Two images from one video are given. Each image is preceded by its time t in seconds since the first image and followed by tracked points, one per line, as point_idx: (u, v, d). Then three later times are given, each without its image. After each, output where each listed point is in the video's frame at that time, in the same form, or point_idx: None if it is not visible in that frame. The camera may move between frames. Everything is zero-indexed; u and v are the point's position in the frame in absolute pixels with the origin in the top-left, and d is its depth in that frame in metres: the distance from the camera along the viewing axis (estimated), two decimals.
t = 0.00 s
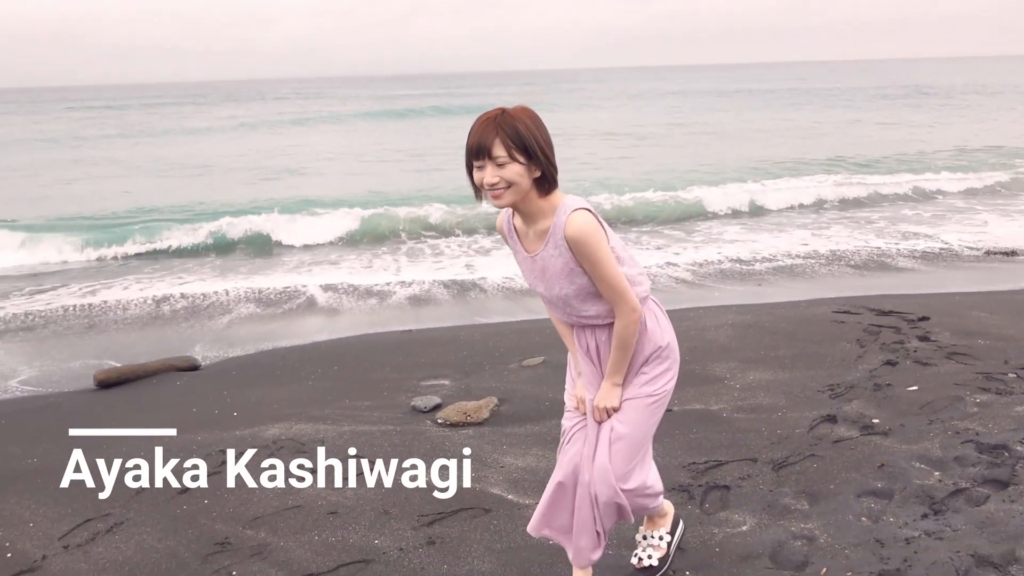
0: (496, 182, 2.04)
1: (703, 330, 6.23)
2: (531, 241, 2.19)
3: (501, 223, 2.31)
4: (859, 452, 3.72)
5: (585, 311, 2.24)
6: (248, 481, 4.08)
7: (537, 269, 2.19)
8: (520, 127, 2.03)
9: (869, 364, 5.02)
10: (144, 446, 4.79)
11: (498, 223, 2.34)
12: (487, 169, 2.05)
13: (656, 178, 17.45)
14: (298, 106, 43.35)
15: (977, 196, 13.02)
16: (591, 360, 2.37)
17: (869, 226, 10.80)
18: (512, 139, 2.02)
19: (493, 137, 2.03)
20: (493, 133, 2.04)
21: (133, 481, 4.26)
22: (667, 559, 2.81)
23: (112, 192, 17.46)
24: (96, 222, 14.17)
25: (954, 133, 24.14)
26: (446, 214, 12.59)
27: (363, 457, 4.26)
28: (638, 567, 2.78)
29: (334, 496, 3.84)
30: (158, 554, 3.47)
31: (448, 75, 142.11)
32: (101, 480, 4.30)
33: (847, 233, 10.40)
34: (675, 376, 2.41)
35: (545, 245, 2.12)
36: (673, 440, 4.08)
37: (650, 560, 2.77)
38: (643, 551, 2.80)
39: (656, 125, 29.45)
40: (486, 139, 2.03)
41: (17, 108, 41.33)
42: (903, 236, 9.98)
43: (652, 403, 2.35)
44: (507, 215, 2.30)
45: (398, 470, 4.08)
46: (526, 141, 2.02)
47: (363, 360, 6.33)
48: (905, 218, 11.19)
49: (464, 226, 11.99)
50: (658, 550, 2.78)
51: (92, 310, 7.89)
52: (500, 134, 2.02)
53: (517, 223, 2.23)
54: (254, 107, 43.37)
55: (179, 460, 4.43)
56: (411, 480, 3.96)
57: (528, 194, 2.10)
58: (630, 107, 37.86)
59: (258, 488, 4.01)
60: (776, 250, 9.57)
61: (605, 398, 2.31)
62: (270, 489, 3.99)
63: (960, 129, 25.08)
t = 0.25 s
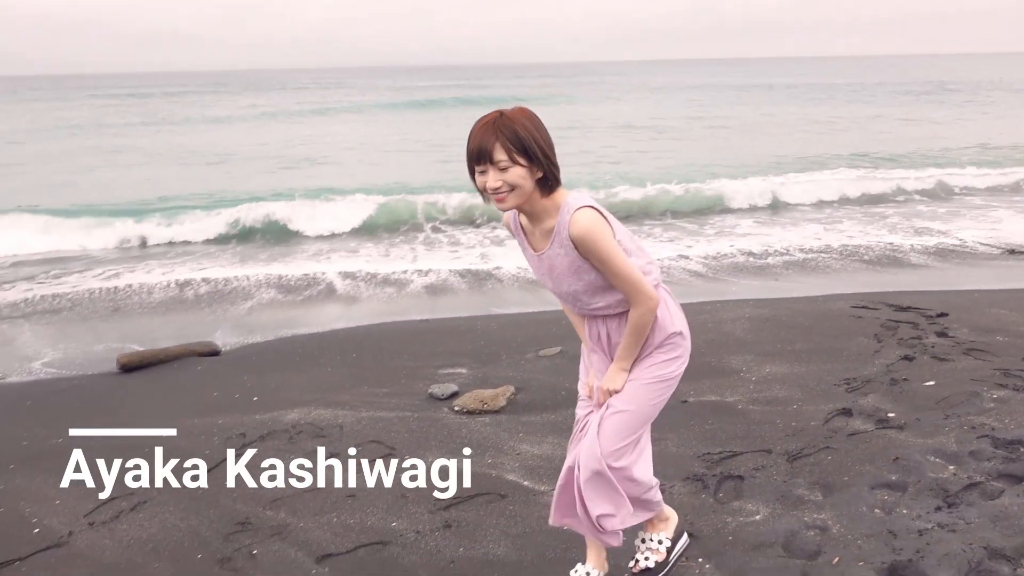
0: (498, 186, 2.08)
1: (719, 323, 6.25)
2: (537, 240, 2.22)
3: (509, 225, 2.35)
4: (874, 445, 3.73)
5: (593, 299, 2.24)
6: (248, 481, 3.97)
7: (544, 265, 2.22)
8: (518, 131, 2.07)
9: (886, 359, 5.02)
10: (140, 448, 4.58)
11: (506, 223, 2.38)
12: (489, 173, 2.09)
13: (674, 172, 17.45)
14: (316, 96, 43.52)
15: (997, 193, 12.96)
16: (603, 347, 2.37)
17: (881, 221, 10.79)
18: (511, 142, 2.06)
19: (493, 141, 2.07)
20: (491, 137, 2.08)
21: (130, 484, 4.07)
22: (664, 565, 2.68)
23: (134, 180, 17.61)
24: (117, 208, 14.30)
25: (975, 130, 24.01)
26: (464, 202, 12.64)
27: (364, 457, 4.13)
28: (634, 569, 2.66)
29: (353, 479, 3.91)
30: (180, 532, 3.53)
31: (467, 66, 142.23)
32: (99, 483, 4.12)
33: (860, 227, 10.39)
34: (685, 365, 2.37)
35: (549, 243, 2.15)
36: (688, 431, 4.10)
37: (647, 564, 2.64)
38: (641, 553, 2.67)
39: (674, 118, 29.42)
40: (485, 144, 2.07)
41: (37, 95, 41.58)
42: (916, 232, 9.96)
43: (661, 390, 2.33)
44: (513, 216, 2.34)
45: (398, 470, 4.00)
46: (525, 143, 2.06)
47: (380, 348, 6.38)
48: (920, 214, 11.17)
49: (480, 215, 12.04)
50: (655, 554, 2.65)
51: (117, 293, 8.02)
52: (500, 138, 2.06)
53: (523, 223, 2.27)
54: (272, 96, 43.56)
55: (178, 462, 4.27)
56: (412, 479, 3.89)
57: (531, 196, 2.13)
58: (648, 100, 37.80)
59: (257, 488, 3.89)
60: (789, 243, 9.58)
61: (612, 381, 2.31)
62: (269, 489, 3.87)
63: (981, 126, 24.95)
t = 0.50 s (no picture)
0: (508, 182, 2.10)
1: (737, 313, 6.26)
2: (549, 229, 2.25)
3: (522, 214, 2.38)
4: (890, 434, 3.75)
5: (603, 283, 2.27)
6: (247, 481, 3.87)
7: (555, 254, 2.25)
8: (523, 124, 2.08)
9: (904, 349, 5.02)
10: (140, 447, 4.47)
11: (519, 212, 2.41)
12: (499, 170, 2.11)
13: (690, 162, 17.42)
14: (332, 86, 43.64)
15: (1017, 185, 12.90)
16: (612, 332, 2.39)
17: (893, 211, 10.77)
18: (517, 137, 2.07)
19: (500, 138, 2.08)
20: (497, 132, 2.09)
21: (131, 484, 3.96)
22: None
23: (153, 169, 17.72)
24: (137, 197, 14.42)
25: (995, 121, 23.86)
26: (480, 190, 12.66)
27: (364, 458, 4.02)
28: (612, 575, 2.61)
29: (373, 465, 3.96)
30: (204, 514, 3.59)
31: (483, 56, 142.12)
32: (99, 482, 3.99)
33: (875, 218, 10.36)
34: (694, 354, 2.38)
35: (561, 233, 2.18)
36: (705, 420, 4.13)
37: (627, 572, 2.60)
38: (621, 561, 2.63)
39: (691, 108, 29.34)
40: (492, 141, 2.08)
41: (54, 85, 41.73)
42: (929, 222, 9.93)
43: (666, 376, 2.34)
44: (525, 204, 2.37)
45: (397, 470, 3.91)
46: (531, 137, 2.07)
47: (398, 337, 6.42)
48: (938, 204, 11.13)
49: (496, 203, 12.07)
50: (637, 564, 2.62)
51: (142, 279, 8.13)
52: (506, 134, 2.07)
53: (535, 212, 2.30)
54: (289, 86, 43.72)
55: (179, 461, 4.16)
56: (411, 479, 3.81)
57: (542, 189, 2.16)
58: (664, 91, 37.70)
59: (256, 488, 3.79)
60: (801, 233, 9.58)
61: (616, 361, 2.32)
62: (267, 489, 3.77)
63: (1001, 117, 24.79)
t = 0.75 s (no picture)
0: (524, 173, 2.12)
1: (755, 302, 6.26)
2: (564, 212, 2.27)
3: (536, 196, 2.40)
4: (909, 422, 3.76)
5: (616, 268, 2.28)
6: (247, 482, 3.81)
7: (568, 238, 2.27)
8: (534, 113, 2.08)
9: (923, 338, 5.02)
10: (140, 447, 4.37)
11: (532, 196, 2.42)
12: (513, 160, 2.12)
13: (707, 151, 17.37)
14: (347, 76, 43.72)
15: None
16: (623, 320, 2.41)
17: (906, 198, 10.73)
18: (528, 128, 2.07)
19: (512, 129, 2.08)
20: (508, 123, 2.10)
21: (128, 486, 3.87)
22: None
23: (171, 160, 17.82)
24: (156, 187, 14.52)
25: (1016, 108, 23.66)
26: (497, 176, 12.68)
27: (364, 458, 3.93)
28: None
29: (393, 452, 4.01)
30: (227, 500, 3.65)
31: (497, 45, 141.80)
32: (96, 484, 3.91)
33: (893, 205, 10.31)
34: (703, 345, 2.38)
35: (576, 216, 2.20)
36: (723, 408, 4.14)
37: None
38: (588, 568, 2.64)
39: (707, 97, 29.24)
40: (503, 132, 2.08)
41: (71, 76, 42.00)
42: (948, 209, 9.89)
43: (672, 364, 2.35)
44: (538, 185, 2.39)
45: (397, 469, 3.82)
46: (543, 128, 2.07)
47: (417, 326, 6.46)
48: (957, 192, 11.07)
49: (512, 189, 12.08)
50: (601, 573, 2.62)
51: (165, 267, 8.22)
52: (517, 126, 2.07)
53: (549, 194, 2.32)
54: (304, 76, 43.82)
55: (177, 462, 4.08)
56: (411, 480, 3.72)
57: (557, 175, 2.17)
58: (680, 79, 37.55)
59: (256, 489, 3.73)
60: (819, 221, 9.56)
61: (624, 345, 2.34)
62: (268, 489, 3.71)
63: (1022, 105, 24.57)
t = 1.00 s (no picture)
0: (540, 161, 2.13)
1: (771, 294, 6.26)
2: (576, 196, 2.29)
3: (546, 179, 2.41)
4: (926, 414, 3.76)
5: (627, 258, 2.31)
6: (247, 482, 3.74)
7: (580, 223, 2.29)
8: (550, 100, 2.08)
9: (941, 331, 5.01)
10: (139, 447, 4.28)
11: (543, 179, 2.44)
12: (529, 149, 2.13)
13: (723, 143, 17.32)
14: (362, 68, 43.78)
15: None
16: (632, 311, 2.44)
17: (921, 189, 10.69)
18: (542, 115, 2.07)
19: (526, 117, 2.08)
20: (523, 110, 2.10)
21: (128, 486, 3.81)
22: None
23: (188, 151, 17.91)
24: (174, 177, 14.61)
25: None
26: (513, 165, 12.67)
27: (364, 458, 3.85)
28: None
29: (412, 441, 4.05)
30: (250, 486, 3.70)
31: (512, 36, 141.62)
32: (94, 485, 3.84)
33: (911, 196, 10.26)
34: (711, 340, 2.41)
35: (589, 200, 2.22)
36: (740, 399, 4.16)
37: None
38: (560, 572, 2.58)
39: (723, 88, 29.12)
40: (519, 120, 2.08)
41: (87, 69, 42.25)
42: (967, 200, 9.83)
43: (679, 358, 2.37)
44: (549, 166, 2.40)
45: (397, 469, 3.75)
46: (558, 116, 2.07)
47: (434, 317, 6.50)
48: (975, 184, 11.01)
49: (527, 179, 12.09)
50: None
51: (186, 255, 8.30)
52: (532, 114, 2.07)
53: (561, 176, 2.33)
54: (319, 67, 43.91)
55: (175, 462, 3.99)
56: (411, 481, 3.65)
57: (573, 161, 2.19)
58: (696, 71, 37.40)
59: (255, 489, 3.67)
60: (835, 212, 9.53)
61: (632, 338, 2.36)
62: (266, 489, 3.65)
63: None
